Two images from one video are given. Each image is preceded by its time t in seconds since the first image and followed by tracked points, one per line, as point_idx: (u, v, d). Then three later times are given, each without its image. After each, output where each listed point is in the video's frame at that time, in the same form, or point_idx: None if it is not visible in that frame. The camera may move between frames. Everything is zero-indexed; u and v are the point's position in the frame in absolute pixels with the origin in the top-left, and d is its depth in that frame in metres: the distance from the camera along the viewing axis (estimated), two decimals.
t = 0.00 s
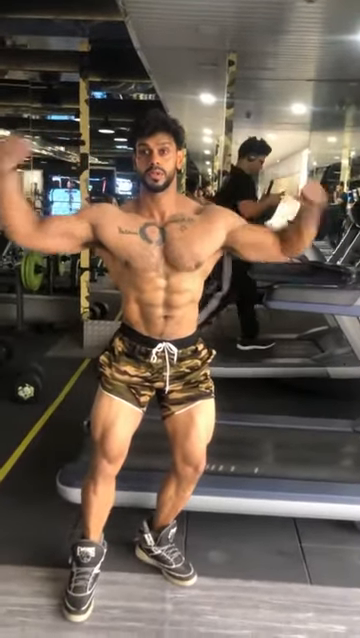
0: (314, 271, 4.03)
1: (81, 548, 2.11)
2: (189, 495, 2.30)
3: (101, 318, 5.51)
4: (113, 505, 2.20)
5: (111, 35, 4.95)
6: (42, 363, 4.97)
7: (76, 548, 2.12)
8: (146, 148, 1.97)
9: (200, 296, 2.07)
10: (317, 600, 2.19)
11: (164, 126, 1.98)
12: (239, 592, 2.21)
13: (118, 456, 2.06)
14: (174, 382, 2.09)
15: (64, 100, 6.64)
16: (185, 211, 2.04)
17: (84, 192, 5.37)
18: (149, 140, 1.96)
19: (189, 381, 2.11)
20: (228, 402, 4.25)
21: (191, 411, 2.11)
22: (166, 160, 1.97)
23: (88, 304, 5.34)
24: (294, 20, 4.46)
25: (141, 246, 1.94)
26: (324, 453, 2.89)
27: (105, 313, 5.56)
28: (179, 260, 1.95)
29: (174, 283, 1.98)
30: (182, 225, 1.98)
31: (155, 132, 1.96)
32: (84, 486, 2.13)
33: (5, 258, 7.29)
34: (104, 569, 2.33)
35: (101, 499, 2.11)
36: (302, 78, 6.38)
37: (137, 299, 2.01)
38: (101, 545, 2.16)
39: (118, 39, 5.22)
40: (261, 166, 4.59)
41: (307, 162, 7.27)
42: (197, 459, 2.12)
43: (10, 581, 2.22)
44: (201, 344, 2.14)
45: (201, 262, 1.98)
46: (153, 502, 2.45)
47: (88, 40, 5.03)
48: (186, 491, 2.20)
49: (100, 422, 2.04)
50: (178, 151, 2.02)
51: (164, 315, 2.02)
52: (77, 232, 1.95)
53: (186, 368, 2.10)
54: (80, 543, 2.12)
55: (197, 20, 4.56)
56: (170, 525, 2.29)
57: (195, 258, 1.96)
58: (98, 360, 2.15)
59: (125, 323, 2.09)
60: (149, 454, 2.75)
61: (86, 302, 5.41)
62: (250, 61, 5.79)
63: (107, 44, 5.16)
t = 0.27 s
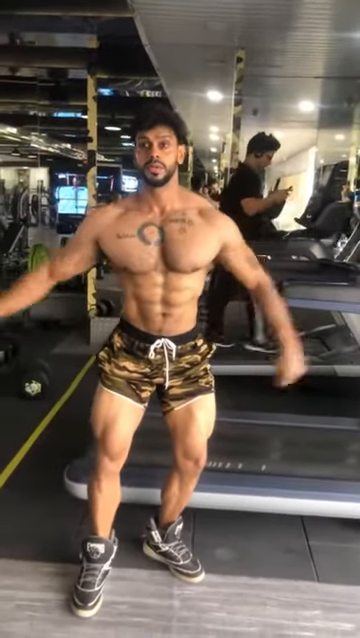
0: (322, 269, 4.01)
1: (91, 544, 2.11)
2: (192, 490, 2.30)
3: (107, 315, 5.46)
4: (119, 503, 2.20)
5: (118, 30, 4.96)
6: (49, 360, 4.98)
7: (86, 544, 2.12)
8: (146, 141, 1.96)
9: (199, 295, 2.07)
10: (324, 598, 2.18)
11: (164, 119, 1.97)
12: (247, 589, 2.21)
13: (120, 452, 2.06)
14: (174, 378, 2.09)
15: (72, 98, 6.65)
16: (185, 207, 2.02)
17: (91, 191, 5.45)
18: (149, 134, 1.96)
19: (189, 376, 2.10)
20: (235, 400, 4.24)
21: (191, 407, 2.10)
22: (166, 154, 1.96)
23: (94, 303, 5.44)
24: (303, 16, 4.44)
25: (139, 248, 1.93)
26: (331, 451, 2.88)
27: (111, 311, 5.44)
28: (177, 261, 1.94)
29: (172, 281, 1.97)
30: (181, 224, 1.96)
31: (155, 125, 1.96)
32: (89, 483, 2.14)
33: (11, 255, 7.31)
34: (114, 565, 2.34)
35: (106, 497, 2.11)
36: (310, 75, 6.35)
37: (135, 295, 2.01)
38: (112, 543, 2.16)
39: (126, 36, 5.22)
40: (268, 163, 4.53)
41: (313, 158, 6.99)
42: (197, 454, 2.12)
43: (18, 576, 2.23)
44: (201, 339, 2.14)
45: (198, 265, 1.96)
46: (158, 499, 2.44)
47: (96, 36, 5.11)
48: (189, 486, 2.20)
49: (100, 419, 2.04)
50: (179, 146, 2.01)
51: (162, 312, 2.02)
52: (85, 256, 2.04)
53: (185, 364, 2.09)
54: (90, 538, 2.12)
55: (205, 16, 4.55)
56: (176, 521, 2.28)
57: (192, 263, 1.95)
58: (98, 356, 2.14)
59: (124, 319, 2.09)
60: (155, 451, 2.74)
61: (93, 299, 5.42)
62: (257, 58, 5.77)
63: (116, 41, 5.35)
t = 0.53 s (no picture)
0: (328, 270, 4.00)
1: (93, 542, 2.12)
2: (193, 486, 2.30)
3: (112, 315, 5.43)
4: (119, 503, 2.20)
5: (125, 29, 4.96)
6: (54, 358, 4.99)
7: (88, 542, 2.13)
8: (130, 139, 1.94)
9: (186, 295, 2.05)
10: (330, 599, 2.18)
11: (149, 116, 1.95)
12: (251, 589, 2.21)
13: (117, 452, 2.06)
14: (162, 378, 2.08)
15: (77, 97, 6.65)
16: (169, 205, 2.00)
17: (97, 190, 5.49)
18: (134, 131, 1.93)
19: (179, 375, 2.10)
20: (240, 399, 4.24)
21: (182, 407, 2.10)
22: (151, 151, 1.94)
23: (100, 303, 5.41)
24: (309, 16, 4.42)
25: (125, 250, 1.91)
26: (334, 452, 2.87)
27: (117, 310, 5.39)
28: (163, 262, 1.92)
29: (159, 281, 1.95)
30: (166, 223, 1.94)
31: (139, 122, 1.94)
32: (86, 484, 2.14)
33: (17, 254, 7.31)
34: (120, 563, 2.35)
35: (105, 496, 2.11)
36: (316, 75, 6.33)
37: (122, 295, 2.00)
38: (114, 541, 2.16)
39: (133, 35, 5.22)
40: (276, 165, 4.58)
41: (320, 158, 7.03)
42: (195, 455, 2.13)
43: (22, 574, 2.24)
44: (191, 336, 2.12)
45: (184, 266, 1.95)
46: (160, 498, 2.45)
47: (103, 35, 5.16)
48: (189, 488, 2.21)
49: (95, 420, 2.03)
50: (164, 143, 1.99)
51: (150, 312, 2.00)
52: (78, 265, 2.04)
53: (175, 363, 2.09)
54: (92, 537, 2.12)
55: (212, 15, 4.54)
56: (179, 520, 2.28)
57: (177, 264, 1.93)
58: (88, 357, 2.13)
59: (113, 318, 2.07)
60: (156, 450, 2.74)
61: (97, 298, 5.41)
62: (263, 57, 5.75)
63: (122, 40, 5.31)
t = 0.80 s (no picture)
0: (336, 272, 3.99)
1: (99, 539, 2.13)
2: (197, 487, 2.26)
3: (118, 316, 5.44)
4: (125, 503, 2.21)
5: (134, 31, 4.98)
6: (60, 358, 5.01)
7: (94, 539, 2.14)
8: (139, 138, 1.95)
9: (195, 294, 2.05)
10: (336, 602, 2.18)
11: (158, 116, 1.95)
12: (257, 591, 2.21)
13: (123, 451, 2.07)
14: (167, 378, 2.08)
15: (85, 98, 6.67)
16: (178, 205, 2.01)
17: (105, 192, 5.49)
18: (143, 130, 1.94)
19: (182, 375, 2.09)
20: (246, 401, 4.24)
21: (183, 406, 2.09)
22: (160, 150, 1.94)
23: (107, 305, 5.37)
24: (316, 17, 4.42)
25: (133, 251, 1.92)
26: (341, 454, 2.86)
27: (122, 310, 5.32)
28: (171, 263, 1.92)
29: (167, 281, 1.96)
30: (175, 224, 1.95)
31: (148, 121, 1.94)
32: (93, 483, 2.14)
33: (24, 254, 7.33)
34: (126, 563, 2.35)
35: (112, 496, 2.12)
36: (323, 77, 6.33)
37: (129, 295, 2.00)
38: (120, 540, 2.18)
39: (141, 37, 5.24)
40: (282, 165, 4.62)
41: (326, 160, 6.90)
42: (192, 454, 2.11)
43: (29, 573, 2.25)
44: (197, 336, 2.12)
45: (192, 267, 1.95)
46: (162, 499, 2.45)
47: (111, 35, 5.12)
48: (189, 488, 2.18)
49: (102, 419, 2.04)
50: (173, 143, 1.99)
51: (158, 312, 2.00)
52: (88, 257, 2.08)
53: (181, 363, 2.08)
54: (98, 535, 2.14)
55: (220, 16, 4.53)
56: (181, 527, 2.23)
57: (186, 265, 1.93)
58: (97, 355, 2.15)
59: (121, 318, 2.08)
60: (162, 451, 2.75)
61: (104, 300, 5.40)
62: (271, 59, 5.74)
63: (130, 41, 5.32)
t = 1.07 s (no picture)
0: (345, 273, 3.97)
1: (104, 540, 2.13)
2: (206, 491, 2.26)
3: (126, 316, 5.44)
4: (133, 503, 2.21)
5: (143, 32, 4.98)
6: (68, 358, 5.02)
7: (99, 539, 2.15)
8: (155, 137, 1.95)
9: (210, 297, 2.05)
10: (344, 604, 2.16)
11: (174, 115, 1.95)
12: (265, 592, 2.20)
13: (130, 453, 2.06)
14: (180, 381, 2.08)
15: (93, 99, 6.68)
16: (194, 206, 2.00)
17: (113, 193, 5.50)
18: (159, 128, 1.94)
19: (195, 378, 2.08)
20: (253, 402, 4.23)
21: (195, 409, 2.09)
22: (176, 149, 1.94)
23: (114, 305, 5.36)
24: (325, 17, 4.40)
25: (147, 252, 1.92)
26: (349, 456, 2.85)
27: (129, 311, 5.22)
28: (185, 265, 1.92)
29: (181, 284, 1.95)
30: (191, 227, 1.94)
31: (164, 120, 1.94)
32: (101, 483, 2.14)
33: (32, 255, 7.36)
34: (133, 563, 2.35)
35: (117, 498, 2.12)
36: (332, 77, 6.30)
37: (143, 296, 2.00)
38: (124, 542, 2.17)
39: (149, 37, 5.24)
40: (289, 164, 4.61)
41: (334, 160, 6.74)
42: (201, 457, 2.11)
43: (37, 572, 2.25)
44: (212, 339, 2.12)
45: (208, 270, 1.94)
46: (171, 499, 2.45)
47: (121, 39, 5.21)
48: (199, 489, 2.17)
49: (110, 419, 2.04)
50: (189, 143, 1.99)
51: (171, 314, 2.00)
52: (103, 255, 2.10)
53: (194, 366, 2.08)
54: (103, 535, 2.14)
55: (230, 17, 4.52)
56: (189, 530, 2.21)
57: (202, 267, 1.92)
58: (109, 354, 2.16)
59: (134, 319, 2.09)
60: (169, 451, 2.75)
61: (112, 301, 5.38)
62: (280, 59, 5.72)
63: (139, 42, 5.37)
